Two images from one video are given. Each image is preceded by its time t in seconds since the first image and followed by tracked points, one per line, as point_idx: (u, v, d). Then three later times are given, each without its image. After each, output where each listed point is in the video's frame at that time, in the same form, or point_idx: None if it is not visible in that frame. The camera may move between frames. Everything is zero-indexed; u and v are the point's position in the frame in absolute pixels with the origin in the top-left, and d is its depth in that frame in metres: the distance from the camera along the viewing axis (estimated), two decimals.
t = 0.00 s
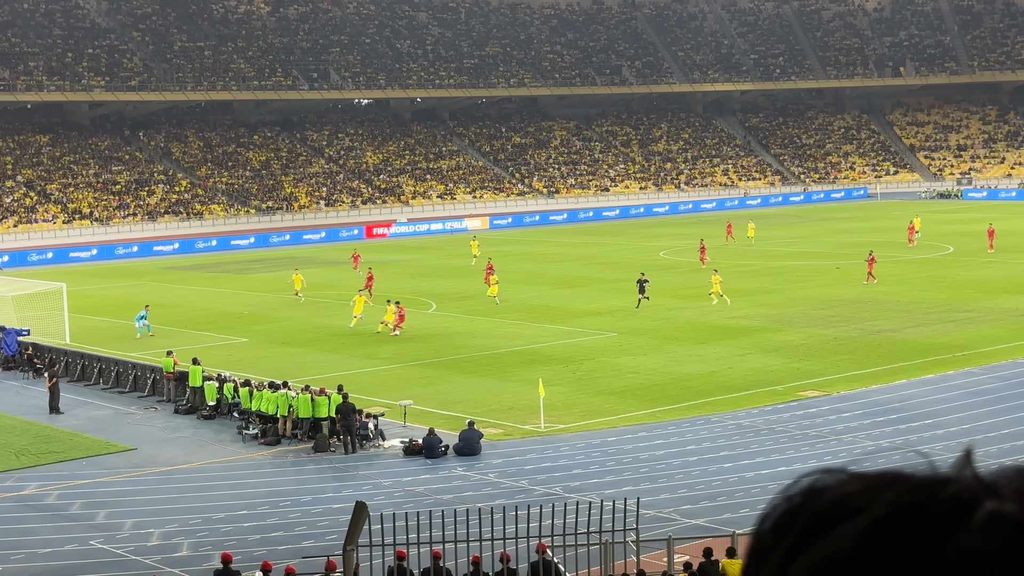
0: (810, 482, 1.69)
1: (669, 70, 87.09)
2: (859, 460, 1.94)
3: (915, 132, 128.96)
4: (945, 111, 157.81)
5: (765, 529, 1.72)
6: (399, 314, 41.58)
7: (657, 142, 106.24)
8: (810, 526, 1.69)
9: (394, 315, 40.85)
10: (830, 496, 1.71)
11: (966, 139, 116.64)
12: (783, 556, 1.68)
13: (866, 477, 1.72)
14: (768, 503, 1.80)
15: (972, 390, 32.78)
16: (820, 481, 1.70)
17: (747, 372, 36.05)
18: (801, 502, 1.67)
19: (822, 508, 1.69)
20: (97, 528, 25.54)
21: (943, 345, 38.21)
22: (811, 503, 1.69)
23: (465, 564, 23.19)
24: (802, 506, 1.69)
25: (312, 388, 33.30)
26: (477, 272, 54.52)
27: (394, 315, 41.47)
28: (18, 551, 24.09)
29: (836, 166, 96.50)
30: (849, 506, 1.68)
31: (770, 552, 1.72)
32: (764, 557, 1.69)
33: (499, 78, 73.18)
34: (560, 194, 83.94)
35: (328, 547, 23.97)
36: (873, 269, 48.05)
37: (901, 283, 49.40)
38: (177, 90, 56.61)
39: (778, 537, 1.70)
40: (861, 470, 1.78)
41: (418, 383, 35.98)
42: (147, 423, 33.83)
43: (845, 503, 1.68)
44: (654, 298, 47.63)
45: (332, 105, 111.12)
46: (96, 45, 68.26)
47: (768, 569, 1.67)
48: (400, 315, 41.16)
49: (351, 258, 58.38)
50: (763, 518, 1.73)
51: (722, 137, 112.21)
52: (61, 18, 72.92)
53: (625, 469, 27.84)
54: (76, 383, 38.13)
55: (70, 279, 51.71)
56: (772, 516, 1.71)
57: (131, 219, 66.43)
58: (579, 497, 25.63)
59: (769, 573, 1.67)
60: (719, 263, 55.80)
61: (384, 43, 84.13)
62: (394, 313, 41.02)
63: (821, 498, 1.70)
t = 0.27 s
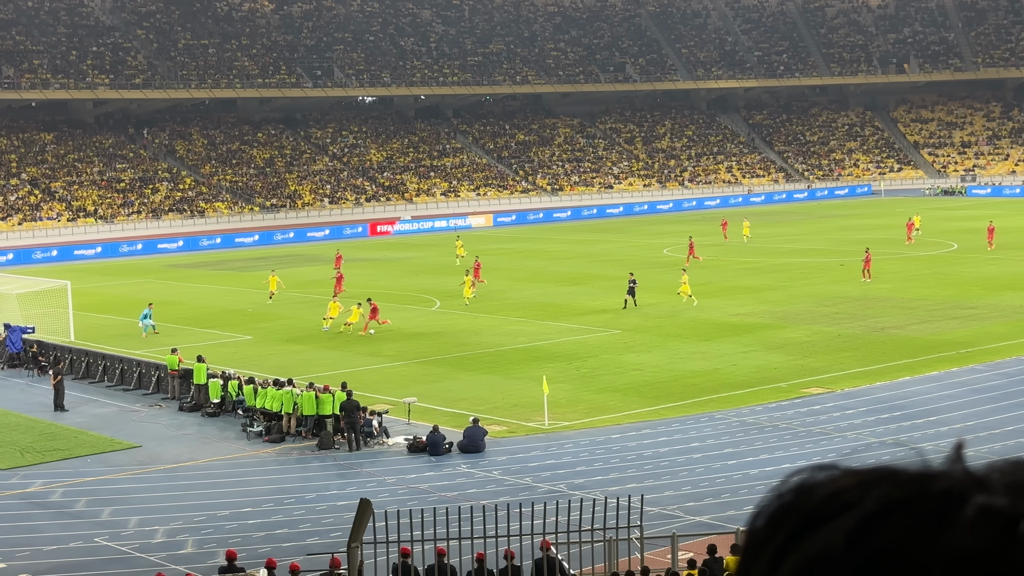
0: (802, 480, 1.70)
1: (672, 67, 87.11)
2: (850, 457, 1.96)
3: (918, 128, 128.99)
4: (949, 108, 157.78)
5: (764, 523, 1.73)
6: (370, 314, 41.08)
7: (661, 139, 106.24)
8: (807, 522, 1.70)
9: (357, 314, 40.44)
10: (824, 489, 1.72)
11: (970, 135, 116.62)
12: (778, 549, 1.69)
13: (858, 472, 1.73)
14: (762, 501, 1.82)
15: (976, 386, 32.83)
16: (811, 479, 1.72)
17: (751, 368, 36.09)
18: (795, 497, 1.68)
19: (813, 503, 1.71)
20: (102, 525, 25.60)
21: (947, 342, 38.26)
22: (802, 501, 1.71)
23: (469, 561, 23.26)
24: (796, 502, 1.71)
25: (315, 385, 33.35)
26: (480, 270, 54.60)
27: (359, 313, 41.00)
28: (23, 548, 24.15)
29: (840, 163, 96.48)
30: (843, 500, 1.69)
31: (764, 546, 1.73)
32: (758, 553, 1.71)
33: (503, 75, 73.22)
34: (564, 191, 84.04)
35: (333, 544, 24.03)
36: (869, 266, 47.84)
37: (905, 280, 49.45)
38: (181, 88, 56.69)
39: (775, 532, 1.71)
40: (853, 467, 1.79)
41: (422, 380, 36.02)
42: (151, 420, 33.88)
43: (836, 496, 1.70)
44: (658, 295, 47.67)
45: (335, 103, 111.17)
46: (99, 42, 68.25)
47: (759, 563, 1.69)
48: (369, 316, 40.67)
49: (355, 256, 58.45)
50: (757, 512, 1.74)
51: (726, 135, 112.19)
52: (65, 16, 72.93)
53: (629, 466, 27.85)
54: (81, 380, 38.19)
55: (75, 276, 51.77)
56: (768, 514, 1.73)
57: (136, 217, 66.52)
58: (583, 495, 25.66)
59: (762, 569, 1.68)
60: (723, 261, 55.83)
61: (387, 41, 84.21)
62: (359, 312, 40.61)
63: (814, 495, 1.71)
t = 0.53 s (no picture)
0: (818, 467, 1.60)
1: (675, 64, 87.13)
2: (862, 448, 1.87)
3: (920, 126, 129.01)
4: (951, 106, 157.79)
5: (771, 516, 1.63)
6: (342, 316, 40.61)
7: (664, 137, 106.28)
8: (819, 508, 1.61)
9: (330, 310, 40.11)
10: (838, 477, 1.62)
11: (973, 133, 116.59)
12: (788, 534, 1.60)
13: (872, 458, 1.64)
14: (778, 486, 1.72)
15: (978, 384, 32.79)
16: (823, 466, 1.62)
17: (753, 366, 36.07)
18: (806, 488, 1.58)
19: (824, 492, 1.61)
20: (104, 523, 25.59)
21: (950, 339, 38.24)
22: (815, 488, 1.61)
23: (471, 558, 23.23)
24: (810, 491, 1.61)
25: (318, 382, 33.33)
26: (482, 268, 54.61)
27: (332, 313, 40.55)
28: (25, 545, 24.14)
29: (843, 161, 96.51)
30: (858, 485, 1.59)
31: (773, 538, 1.64)
32: (770, 541, 1.61)
33: (506, 73, 73.25)
34: (566, 188, 84.01)
35: (335, 542, 24.03)
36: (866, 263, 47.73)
37: (908, 278, 49.43)
38: (184, 85, 56.72)
39: (784, 522, 1.62)
40: (866, 455, 1.70)
41: (424, 378, 36.02)
42: (154, 417, 33.88)
43: (850, 482, 1.60)
44: (661, 293, 47.68)
45: (338, 100, 111.05)
46: (102, 40, 68.24)
47: (771, 554, 1.59)
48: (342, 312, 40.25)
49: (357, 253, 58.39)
50: (766, 505, 1.64)
51: (728, 132, 112.19)
52: (67, 13, 72.94)
53: (631, 463, 27.79)
54: (83, 378, 38.19)
55: (77, 274, 51.77)
56: (782, 501, 1.63)
57: (138, 214, 66.50)
58: (584, 492, 25.60)
59: (775, 563, 1.58)
60: (725, 258, 55.81)
61: (390, 39, 84.23)
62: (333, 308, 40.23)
63: (826, 482, 1.62)
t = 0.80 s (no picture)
0: (832, 479, 1.64)
1: (677, 63, 87.11)
2: (873, 459, 1.90)
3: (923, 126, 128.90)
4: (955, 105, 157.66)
5: (788, 528, 1.66)
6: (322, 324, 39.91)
7: (666, 136, 106.24)
8: (837, 519, 1.64)
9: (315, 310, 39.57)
10: (856, 490, 1.65)
11: (976, 132, 116.50)
12: (799, 544, 1.64)
13: (888, 472, 1.67)
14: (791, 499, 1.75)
15: (981, 383, 32.77)
16: (841, 479, 1.65)
17: (756, 365, 36.05)
18: (822, 500, 1.62)
19: (842, 503, 1.65)
20: (106, 522, 25.60)
21: (953, 338, 38.21)
22: (830, 500, 1.65)
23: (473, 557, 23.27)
24: (824, 504, 1.64)
25: (319, 382, 33.30)
26: (485, 267, 54.61)
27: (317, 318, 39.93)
28: (27, 544, 24.14)
29: (846, 160, 96.45)
30: (874, 499, 1.63)
31: (787, 548, 1.67)
32: (784, 552, 1.64)
33: (508, 72, 73.21)
34: (569, 188, 84.03)
35: (337, 541, 24.05)
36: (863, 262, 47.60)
37: (911, 277, 49.39)
38: (186, 84, 56.73)
39: (797, 532, 1.65)
40: (881, 466, 1.73)
41: (426, 377, 36.01)
42: (156, 417, 33.88)
43: (869, 494, 1.64)
44: (663, 292, 47.65)
45: (340, 99, 111.06)
46: (104, 39, 68.26)
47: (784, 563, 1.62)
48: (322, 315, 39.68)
49: (358, 252, 58.39)
50: (781, 517, 1.67)
51: (731, 132, 112.14)
52: (70, 12, 73.00)
53: (634, 463, 27.81)
54: (85, 377, 38.20)
55: (80, 273, 51.80)
56: (794, 512, 1.67)
57: (140, 213, 66.57)
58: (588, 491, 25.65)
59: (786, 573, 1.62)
60: (728, 257, 55.79)
61: (392, 38, 84.27)
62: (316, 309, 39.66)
63: (842, 492, 1.65)
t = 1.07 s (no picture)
0: (867, 489, 1.68)
1: (683, 64, 87.06)
2: (906, 467, 1.93)
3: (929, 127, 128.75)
4: (961, 106, 157.48)
5: (827, 536, 1.71)
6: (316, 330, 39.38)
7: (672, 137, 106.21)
8: (877, 529, 1.69)
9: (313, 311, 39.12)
10: (893, 501, 1.69)
11: (982, 134, 116.33)
12: (840, 549, 1.69)
13: (922, 482, 1.70)
14: (828, 508, 1.80)
15: (988, 385, 32.76)
16: (882, 488, 1.68)
17: (762, 367, 36.05)
18: (864, 509, 1.66)
19: (879, 513, 1.69)
20: (113, 522, 25.64)
21: (959, 340, 38.19)
22: (870, 511, 1.69)
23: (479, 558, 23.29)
24: (865, 514, 1.69)
25: (325, 382, 33.34)
26: (491, 267, 54.64)
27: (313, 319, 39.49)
28: (34, 544, 24.17)
29: (851, 161, 96.40)
30: (912, 508, 1.68)
31: (832, 552, 1.71)
32: (824, 560, 1.69)
33: (513, 74, 73.17)
34: (574, 189, 84.04)
35: (343, 542, 24.09)
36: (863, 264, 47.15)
37: (916, 278, 49.36)
38: (192, 85, 56.79)
39: (836, 538, 1.70)
40: (917, 473, 1.76)
41: (431, 378, 36.05)
42: (162, 417, 33.94)
43: (906, 507, 1.68)
44: (669, 294, 47.62)
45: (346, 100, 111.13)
46: (110, 40, 68.25)
47: (829, 568, 1.67)
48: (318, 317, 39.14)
49: (364, 253, 58.39)
50: (823, 528, 1.72)
51: (737, 133, 112.21)
52: (76, 13, 73.11)
53: (640, 464, 27.85)
54: (91, 377, 38.25)
55: (86, 274, 51.86)
56: (836, 523, 1.71)
57: (146, 214, 66.65)
58: (593, 493, 25.71)
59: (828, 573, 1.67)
60: (733, 259, 55.76)
61: (398, 39, 84.31)
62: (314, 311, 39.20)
63: (880, 504, 1.69)
